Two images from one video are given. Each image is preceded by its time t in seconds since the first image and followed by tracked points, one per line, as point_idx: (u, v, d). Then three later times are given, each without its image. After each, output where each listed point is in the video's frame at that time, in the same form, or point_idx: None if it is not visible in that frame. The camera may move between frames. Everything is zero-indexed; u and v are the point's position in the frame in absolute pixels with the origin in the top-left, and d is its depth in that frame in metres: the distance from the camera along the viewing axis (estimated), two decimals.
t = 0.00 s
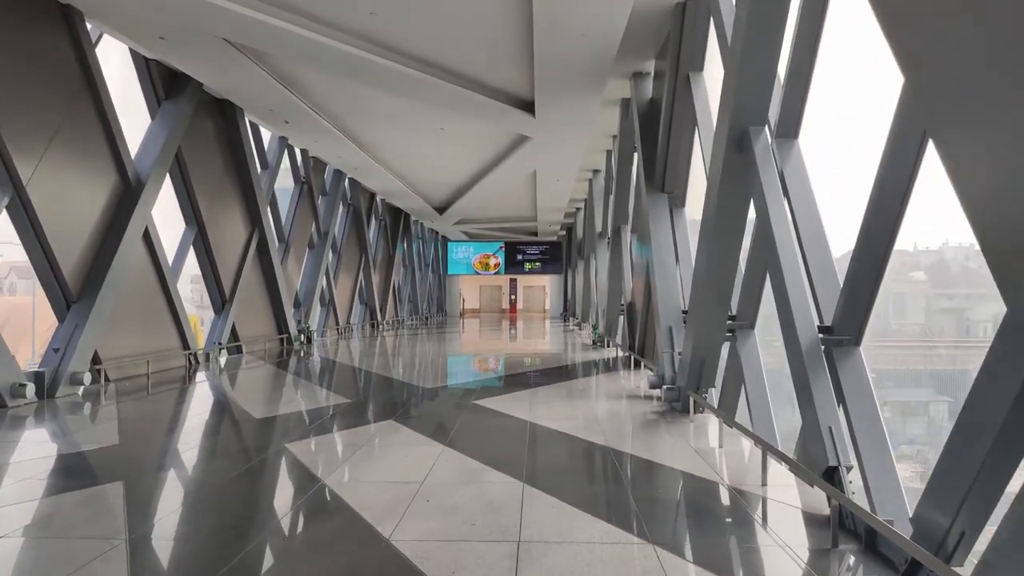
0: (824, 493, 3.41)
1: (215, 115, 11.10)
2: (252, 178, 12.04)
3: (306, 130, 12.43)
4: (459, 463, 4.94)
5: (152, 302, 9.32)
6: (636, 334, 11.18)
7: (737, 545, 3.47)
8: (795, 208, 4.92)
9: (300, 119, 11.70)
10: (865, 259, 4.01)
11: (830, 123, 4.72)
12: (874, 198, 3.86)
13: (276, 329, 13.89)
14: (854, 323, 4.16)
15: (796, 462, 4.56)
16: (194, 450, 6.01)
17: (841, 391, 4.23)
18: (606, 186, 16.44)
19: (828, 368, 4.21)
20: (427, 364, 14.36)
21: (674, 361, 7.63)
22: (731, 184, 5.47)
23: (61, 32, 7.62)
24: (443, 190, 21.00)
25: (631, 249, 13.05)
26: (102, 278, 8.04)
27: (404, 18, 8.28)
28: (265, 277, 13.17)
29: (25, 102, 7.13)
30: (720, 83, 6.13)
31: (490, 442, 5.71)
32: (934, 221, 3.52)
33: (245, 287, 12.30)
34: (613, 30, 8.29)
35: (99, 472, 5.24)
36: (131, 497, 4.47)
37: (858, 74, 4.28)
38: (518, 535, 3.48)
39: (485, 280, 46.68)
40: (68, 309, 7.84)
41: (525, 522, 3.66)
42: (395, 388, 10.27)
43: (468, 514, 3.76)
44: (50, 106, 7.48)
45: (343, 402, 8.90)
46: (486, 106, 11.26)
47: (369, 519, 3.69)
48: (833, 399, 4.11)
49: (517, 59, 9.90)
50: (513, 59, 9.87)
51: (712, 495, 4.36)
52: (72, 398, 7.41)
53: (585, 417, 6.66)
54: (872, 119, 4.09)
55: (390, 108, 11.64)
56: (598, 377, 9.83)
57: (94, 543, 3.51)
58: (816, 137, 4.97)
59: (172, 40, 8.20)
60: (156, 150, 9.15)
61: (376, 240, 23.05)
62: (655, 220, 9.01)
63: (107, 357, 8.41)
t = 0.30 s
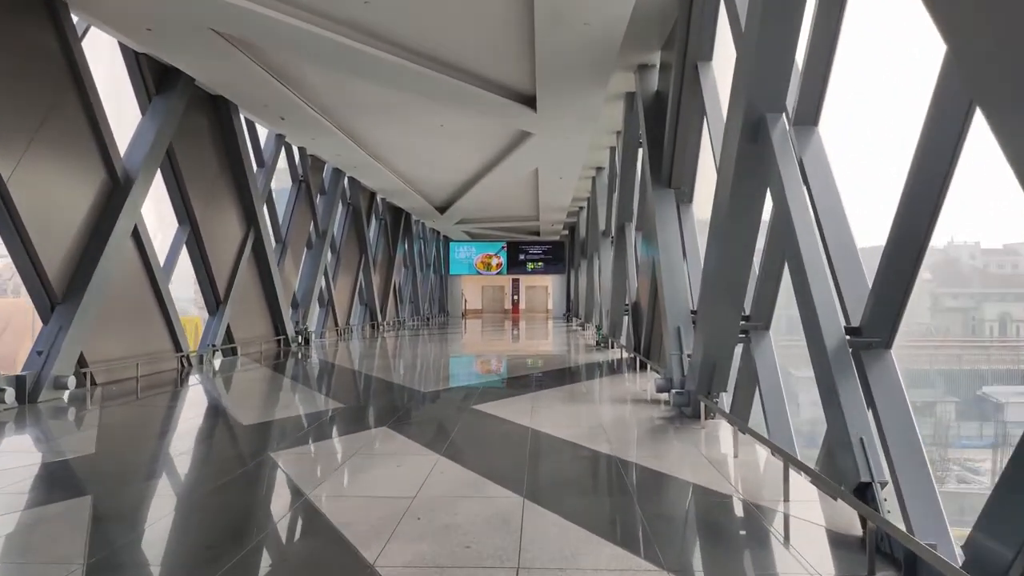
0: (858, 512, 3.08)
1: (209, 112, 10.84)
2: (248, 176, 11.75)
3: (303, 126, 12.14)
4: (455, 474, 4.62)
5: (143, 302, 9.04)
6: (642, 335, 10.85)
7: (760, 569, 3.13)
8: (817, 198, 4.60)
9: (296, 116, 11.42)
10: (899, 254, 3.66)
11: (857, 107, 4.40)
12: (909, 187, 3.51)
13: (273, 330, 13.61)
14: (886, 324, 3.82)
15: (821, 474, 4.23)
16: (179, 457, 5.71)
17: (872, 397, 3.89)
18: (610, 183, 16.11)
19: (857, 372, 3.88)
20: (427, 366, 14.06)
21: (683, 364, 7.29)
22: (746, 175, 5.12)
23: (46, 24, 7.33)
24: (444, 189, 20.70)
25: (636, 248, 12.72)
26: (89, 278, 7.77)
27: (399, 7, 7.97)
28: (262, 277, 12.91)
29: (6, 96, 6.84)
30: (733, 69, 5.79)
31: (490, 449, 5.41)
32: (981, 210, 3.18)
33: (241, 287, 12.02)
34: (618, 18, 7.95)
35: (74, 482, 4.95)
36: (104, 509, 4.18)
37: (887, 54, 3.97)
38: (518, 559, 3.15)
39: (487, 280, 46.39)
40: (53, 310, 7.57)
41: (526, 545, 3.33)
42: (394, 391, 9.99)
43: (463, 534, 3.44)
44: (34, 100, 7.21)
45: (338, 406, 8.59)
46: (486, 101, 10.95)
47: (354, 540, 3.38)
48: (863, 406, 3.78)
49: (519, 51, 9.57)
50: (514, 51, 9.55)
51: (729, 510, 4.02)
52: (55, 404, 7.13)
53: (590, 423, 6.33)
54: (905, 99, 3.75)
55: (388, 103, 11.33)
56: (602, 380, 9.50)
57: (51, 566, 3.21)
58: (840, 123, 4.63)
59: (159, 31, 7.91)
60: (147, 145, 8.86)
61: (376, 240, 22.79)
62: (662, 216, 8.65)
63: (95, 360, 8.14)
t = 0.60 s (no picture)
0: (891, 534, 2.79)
1: (203, 108, 10.57)
2: (243, 173, 11.47)
3: (299, 123, 11.86)
4: (451, 488, 4.32)
5: (133, 303, 8.79)
6: (647, 336, 10.54)
7: None
8: (839, 192, 4.30)
9: (292, 111, 11.15)
10: (934, 252, 3.33)
11: (883, 95, 4.11)
12: (946, 176, 3.17)
13: (270, 331, 13.35)
14: (918, 327, 3.50)
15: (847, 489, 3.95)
16: (163, 466, 5.44)
17: (904, 408, 3.57)
18: (613, 181, 15.78)
19: (885, 379, 3.57)
20: (427, 367, 13.77)
21: (691, 367, 6.97)
22: (761, 169, 4.79)
23: (28, 15, 7.07)
24: (445, 187, 20.42)
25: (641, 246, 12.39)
26: (74, 278, 7.51)
27: None
28: (258, 277, 12.64)
29: None
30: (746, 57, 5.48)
31: (489, 458, 5.11)
32: None
33: (236, 286, 11.74)
34: (623, 7, 7.63)
35: (48, 493, 4.67)
36: (73, 525, 3.90)
37: (917, 33, 3.74)
38: None
39: (489, 279, 46.16)
40: (37, 312, 7.30)
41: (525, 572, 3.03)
42: (392, 394, 9.71)
43: (457, 559, 3.15)
44: (16, 93, 6.93)
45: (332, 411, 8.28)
46: (486, 95, 10.64)
47: (337, 566, 3.08)
48: (893, 417, 3.46)
49: (520, 44, 9.25)
50: (515, 43, 9.24)
51: (745, 528, 3.71)
52: (37, 409, 6.86)
53: (594, 429, 6.03)
54: (941, 85, 3.46)
55: (386, 98, 11.05)
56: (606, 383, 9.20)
57: None
58: (864, 111, 4.36)
59: (146, 23, 7.65)
60: (137, 141, 8.61)
61: (376, 239, 22.51)
62: (668, 213, 8.32)
63: (82, 363, 7.88)
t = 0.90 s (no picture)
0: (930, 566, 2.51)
1: (195, 103, 10.31)
2: (236, 169, 11.21)
3: (294, 119, 11.59)
4: (438, 502, 4.03)
5: (119, 302, 8.54)
6: (649, 338, 10.25)
7: None
8: (859, 191, 3.99)
9: (287, 106, 10.88)
10: (968, 249, 3.02)
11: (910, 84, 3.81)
12: (983, 167, 2.86)
13: (264, 331, 13.09)
14: (949, 332, 3.18)
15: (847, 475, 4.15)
16: (139, 474, 5.17)
17: (934, 419, 3.25)
18: (615, 180, 15.50)
19: (914, 389, 3.25)
20: (426, 368, 13.51)
21: (696, 373, 6.65)
22: (773, 162, 4.48)
23: (9, 3, 6.81)
24: (445, 186, 20.14)
25: (644, 246, 12.07)
26: (56, 276, 7.25)
27: None
28: (252, 277, 12.38)
29: None
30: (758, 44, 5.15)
31: (483, 469, 4.81)
32: None
33: (228, 286, 11.47)
34: None
35: (10, 503, 4.39)
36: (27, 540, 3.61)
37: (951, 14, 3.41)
38: None
39: (490, 280, 45.93)
40: (17, 311, 7.05)
41: None
42: (387, 397, 9.42)
43: None
44: None
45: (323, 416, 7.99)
46: (485, 91, 10.38)
47: None
48: (925, 430, 3.15)
49: (520, 37, 8.97)
50: (515, 36, 8.95)
51: (757, 548, 3.40)
52: (14, 412, 6.59)
53: (593, 437, 5.71)
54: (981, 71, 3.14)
55: (383, 94, 10.79)
56: (607, 387, 8.90)
57: None
58: (887, 102, 4.04)
59: (133, 12, 7.41)
60: (124, 136, 8.35)
61: (375, 239, 22.26)
62: (672, 212, 7.99)
63: (64, 364, 7.62)
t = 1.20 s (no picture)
0: None
1: (182, 100, 10.05)
2: (227, 169, 10.95)
3: (286, 116, 11.31)
4: (425, 523, 3.75)
5: (103, 306, 8.28)
6: (652, 340, 9.96)
7: None
8: (880, 187, 3.70)
9: (278, 104, 10.61)
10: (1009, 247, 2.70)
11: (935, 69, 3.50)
12: None
13: (258, 335, 12.83)
14: (986, 339, 2.88)
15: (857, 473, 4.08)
16: (114, 490, 4.90)
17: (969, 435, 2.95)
18: (616, 178, 15.22)
19: (947, 401, 2.96)
20: (424, 370, 13.26)
21: (702, 377, 6.36)
22: (785, 155, 4.18)
23: None
24: (443, 185, 19.86)
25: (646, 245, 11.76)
26: (35, 281, 6.98)
27: None
28: (244, 279, 12.11)
29: None
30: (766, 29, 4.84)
31: (477, 484, 4.53)
32: None
33: (219, 288, 11.20)
34: None
35: None
36: None
37: None
38: None
39: (491, 279, 45.73)
40: None
41: None
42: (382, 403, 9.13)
43: None
44: None
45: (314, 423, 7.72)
46: (481, 87, 10.09)
47: None
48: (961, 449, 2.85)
49: (516, 30, 8.66)
50: (511, 29, 8.65)
51: None
52: None
53: (594, 446, 5.42)
54: (997, 78, 3.04)
55: (377, 90, 10.51)
56: (608, 390, 8.62)
57: None
58: (908, 89, 3.72)
59: (113, 5, 7.14)
60: (108, 133, 8.08)
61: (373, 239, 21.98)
62: (674, 209, 7.66)
63: (45, 372, 7.37)
